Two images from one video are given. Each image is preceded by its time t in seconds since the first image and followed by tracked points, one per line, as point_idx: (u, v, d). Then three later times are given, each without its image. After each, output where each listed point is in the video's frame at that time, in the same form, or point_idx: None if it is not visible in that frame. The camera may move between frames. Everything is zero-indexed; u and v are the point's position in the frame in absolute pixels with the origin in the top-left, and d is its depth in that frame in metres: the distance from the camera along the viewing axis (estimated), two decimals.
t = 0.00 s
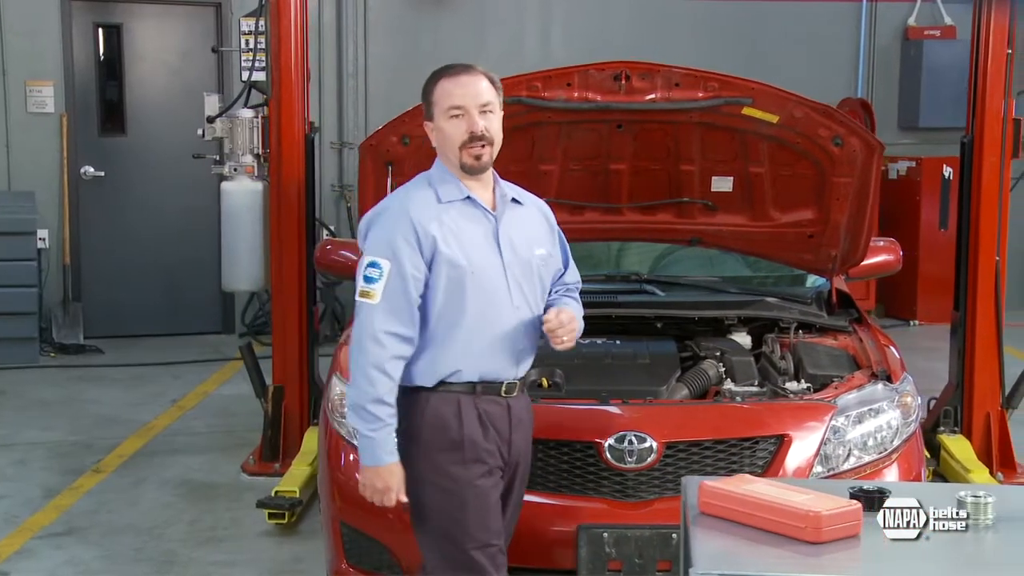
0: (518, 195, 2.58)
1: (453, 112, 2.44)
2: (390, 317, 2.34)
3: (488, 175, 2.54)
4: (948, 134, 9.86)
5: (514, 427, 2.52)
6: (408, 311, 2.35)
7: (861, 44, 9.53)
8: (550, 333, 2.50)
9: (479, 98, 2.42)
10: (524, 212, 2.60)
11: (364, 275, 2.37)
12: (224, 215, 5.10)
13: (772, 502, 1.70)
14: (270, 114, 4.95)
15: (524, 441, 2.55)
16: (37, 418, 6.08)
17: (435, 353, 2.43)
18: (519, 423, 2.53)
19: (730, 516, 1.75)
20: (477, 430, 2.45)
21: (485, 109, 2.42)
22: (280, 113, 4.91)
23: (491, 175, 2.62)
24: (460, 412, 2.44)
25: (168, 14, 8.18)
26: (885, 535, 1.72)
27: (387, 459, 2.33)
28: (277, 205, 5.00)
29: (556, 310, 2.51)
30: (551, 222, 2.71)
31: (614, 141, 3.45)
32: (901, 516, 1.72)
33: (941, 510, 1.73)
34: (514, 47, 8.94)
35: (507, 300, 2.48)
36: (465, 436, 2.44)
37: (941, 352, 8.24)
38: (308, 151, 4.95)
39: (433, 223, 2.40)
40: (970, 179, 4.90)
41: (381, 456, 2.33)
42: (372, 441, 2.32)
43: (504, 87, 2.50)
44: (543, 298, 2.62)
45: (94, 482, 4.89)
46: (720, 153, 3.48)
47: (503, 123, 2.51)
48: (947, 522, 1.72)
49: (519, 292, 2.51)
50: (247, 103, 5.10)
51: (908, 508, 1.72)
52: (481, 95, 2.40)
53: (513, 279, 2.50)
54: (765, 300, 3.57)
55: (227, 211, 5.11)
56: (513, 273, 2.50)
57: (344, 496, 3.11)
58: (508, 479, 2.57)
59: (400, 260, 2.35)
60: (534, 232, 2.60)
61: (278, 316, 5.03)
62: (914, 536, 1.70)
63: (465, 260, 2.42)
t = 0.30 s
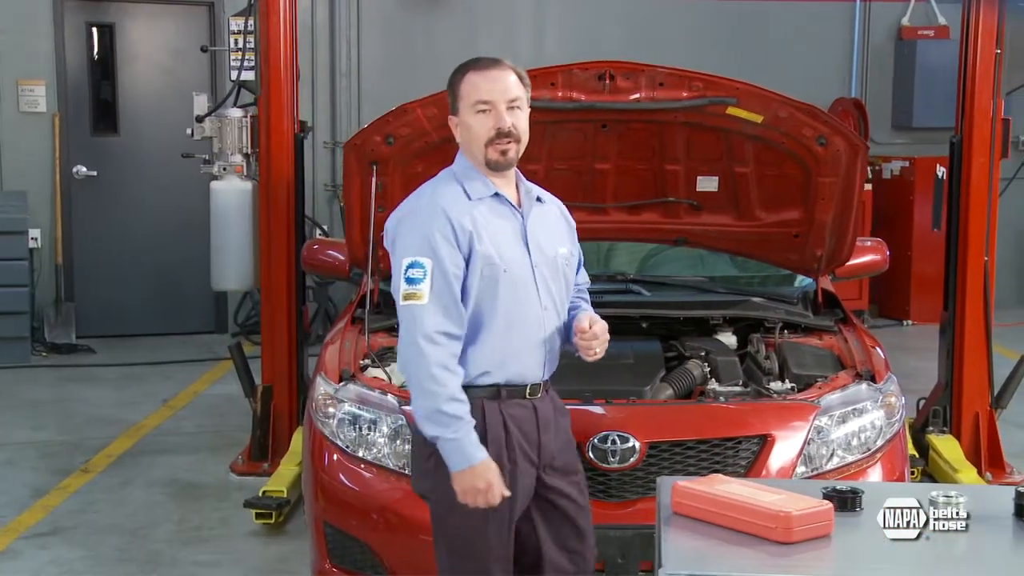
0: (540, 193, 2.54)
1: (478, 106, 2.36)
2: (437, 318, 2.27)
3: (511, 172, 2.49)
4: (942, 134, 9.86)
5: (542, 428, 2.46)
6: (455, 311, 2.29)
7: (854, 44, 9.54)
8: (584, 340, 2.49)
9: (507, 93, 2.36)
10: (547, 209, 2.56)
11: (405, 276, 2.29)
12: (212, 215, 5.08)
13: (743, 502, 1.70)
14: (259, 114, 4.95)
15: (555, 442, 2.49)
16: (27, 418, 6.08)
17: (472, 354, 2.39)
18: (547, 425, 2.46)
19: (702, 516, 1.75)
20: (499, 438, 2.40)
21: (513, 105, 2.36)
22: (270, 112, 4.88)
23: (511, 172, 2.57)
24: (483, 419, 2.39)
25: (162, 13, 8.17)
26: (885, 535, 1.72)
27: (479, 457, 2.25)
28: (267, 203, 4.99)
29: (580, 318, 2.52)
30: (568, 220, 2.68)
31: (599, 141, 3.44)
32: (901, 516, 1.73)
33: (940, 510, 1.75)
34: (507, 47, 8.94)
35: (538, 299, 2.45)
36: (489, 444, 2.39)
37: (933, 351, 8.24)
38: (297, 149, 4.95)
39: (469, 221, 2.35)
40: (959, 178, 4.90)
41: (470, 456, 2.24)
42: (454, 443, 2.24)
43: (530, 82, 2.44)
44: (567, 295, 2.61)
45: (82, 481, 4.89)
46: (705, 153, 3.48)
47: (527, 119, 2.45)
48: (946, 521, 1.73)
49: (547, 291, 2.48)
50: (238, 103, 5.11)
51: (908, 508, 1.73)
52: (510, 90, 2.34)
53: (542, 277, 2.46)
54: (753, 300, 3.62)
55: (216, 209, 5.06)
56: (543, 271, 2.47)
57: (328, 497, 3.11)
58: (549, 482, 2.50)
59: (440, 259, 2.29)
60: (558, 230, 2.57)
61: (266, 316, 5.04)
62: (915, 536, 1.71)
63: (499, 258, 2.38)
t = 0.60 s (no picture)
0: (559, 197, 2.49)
1: (498, 101, 2.32)
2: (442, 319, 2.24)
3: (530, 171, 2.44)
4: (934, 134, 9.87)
5: (543, 438, 2.41)
6: (462, 313, 2.26)
7: (847, 44, 9.54)
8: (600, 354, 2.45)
9: (528, 89, 2.31)
10: (564, 215, 2.51)
11: (415, 275, 2.26)
12: (199, 215, 5.08)
13: (709, 503, 1.70)
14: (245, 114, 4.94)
15: (556, 451, 2.44)
16: (16, 418, 6.07)
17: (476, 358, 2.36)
18: (549, 434, 2.42)
19: (667, 516, 1.75)
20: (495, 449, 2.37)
21: (534, 101, 2.31)
22: (256, 112, 4.88)
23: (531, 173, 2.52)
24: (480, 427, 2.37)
25: (154, 12, 8.16)
26: (886, 535, 1.72)
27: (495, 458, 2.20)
28: (255, 203, 4.99)
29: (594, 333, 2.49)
30: (588, 228, 2.62)
31: (582, 140, 3.44)
32: (901, 516, 1.74)
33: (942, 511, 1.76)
34: (500, 48, 8.94)
35: (547, 307, 2.41)
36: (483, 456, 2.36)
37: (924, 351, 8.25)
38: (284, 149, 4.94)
39: (480, 222, 2.31)
40: (947, 178, 4.90)
41: (485, 458, 2.19)
42: (470, 446, 2.20)
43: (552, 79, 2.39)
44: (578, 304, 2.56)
45: (69, 482, 4.88)
46: (687, 153, 3.48)
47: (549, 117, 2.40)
48: (947, 522, 1.74)
49: (558, 298, 2.43)
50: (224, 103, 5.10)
51: (906, 508, 1.75)
52: (531, 85, 2.29)
53: (553, 285, 2.42)
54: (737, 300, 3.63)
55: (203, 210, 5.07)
56: (555, 278, 2.43)
57: (309, 497, 3.10)
58: (551, 492, 2.45)
59: (450, 260, 2.25)
60: (574, 237, 2.52)
61: (253, 317, 5.03)
62: (915, 536, 1.71)
63: (507, 261, 2.34)
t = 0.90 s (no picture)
0: (594, 210, 2.46)
1: (532, 108, 2.34)
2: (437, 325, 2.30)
3: (566, 180, 2.44)
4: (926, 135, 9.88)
5: (558, 456, 2.42)
6: (458, 321, 2.31)
7: (839, 45, 9.55)
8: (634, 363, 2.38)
9: (561, 95, 2.32)
10: (600, 228, 2.48)
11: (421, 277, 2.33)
12: (187, 215, 5.07)
13: (675, 503, 1.70)
14: (232, 116, 4.93)
15: (572, 471, 2.43)
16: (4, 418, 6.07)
17: (486, 365, 2.39)
18: (565, 452, 2.42)
19: (632, 516, 1.75)
20: (503, 462, 2.40)
21: (566, 108, 2.32)
22: (243, 112, 4.87)
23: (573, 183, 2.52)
24: (491, 437, 2.40)
25: (146, 12, 8.15)
26: (885, 535, 1.71)
27: (446, 477, 2.27)
28: (241, 204, 4.98)
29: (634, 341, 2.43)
30: (635, 242, 2.55)
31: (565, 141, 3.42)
32: (901, 516, 1.72)
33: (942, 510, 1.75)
34: (492, 49, 8.94)
35: (562, 319, 2.40)
36: (490, 467, 2.40)
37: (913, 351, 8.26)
38: (270, 149, 4.94)
39: (491, 229, 2.35)
40: (933, 178, 4.91)
41: (440, 474, 2.27)
42: (430, 458, 2.26)
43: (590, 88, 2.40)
44: (612, 321, 2.51)
45: (55, 482, 4.88)
46: (670, 154, 3.48)
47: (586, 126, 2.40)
48: (947, 522, 1.73)
49: (577, 312, 2.42)
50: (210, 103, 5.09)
51: (907, 508, 1.72)
52: (564, 92, 2.30)
53: (571, 297, 2.41)
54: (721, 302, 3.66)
55: (191, 210, 5.06)
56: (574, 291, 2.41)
57: (289, 498, 3.09)
58: (564, 509, 2.46)
59: (453, 267, 2.31)
60: (608, 251, 2.48)
61: (239, 317, 5.03)
62: (915, 536, 1.70)
63: (518, 271, 2.36)
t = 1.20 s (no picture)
0: (647, 201, 2.49)
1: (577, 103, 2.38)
2: (475, 317, 2.36)
3: (618, 173, 2.48)
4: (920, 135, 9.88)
5: (614, 454, 2.48)
6: (497, 313, 2.37)
7: (833, 45, 9.55)
8: (672, 344, 2.31)
9: (605, 89, 2.35)
10: (654, 220, 2.51)
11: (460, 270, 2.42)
12: (175, 216, 5.07)
13: (643, 504, 1.70)
14: (219, 115, 4.92)
15: (628, 469, 2.49)
16: None
17: (537, 356, 2.46)
18: (621, 450, 2.48)
19: (598, 516, 1.76)
20: (558, 459, 2.46)
21: (611, 100, 2.35)
22: (231, 111, 4.86)
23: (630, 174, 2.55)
24: (546, 433, 2.46)
25: (138, 12, 8.14)
26: (885, 534, 1.72)
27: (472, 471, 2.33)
28: (230, 204, 4.96)
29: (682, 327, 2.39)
30: (695, 234, 2.56)
31: (548, 142, 3.38)
32: (901, 516, 1.72)
33: (941, 509, 1.75)
34: (485, 50, 8.94)
35: (611, 310, 2.44)
36: (544, 464, 2.45)
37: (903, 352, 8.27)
38: (258, 149, 4.92)
39: (533, 222, 2.41)
40: (921, 178, 4.91)
41: (460, 465, 2.32)
42: (447, 447, 2.32)
43: (637, 78, 2.41)
44: (671, 312, 2.52)
45: (42, 483, 4.87)
46: (652, 154, 3.48)
47: (634, 116, 2.42)
48: (948, 522, 1.74)
49: (628, 303, 2.45)
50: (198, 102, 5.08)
51: (907, 508, 1.72)
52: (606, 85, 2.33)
53: (620, 288, 2.44)
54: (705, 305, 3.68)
55: (179, 209, 5.05)
56: (624, 283, 2.44)
57: (270, 498, 3.09)
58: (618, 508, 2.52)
59: (493, 260, 2.38)
60: (663, 243, 2.50)
61: (227, 318, 5.02)
62: (915, 536, 1.71)
63: (562, 263, 2.41)
